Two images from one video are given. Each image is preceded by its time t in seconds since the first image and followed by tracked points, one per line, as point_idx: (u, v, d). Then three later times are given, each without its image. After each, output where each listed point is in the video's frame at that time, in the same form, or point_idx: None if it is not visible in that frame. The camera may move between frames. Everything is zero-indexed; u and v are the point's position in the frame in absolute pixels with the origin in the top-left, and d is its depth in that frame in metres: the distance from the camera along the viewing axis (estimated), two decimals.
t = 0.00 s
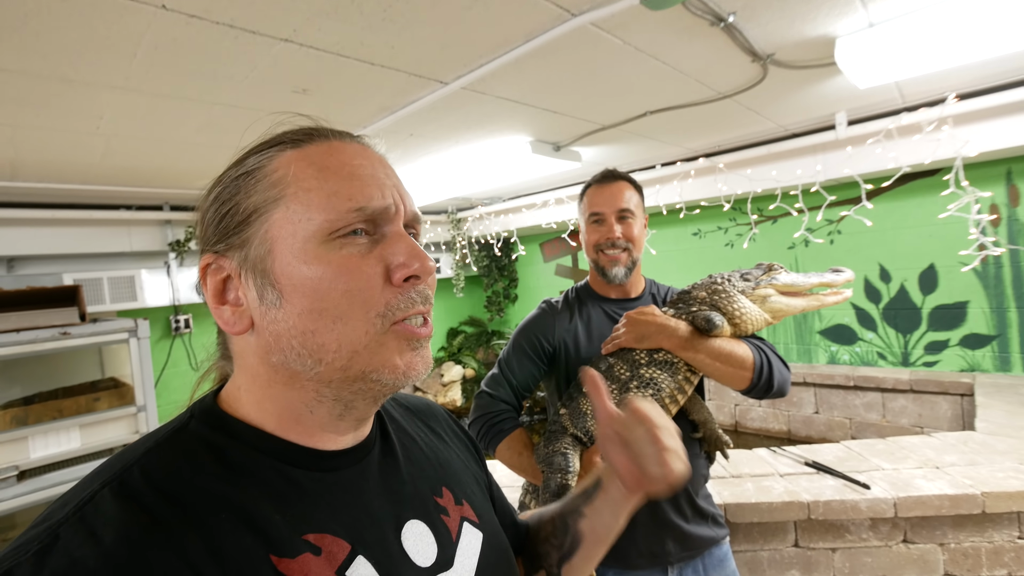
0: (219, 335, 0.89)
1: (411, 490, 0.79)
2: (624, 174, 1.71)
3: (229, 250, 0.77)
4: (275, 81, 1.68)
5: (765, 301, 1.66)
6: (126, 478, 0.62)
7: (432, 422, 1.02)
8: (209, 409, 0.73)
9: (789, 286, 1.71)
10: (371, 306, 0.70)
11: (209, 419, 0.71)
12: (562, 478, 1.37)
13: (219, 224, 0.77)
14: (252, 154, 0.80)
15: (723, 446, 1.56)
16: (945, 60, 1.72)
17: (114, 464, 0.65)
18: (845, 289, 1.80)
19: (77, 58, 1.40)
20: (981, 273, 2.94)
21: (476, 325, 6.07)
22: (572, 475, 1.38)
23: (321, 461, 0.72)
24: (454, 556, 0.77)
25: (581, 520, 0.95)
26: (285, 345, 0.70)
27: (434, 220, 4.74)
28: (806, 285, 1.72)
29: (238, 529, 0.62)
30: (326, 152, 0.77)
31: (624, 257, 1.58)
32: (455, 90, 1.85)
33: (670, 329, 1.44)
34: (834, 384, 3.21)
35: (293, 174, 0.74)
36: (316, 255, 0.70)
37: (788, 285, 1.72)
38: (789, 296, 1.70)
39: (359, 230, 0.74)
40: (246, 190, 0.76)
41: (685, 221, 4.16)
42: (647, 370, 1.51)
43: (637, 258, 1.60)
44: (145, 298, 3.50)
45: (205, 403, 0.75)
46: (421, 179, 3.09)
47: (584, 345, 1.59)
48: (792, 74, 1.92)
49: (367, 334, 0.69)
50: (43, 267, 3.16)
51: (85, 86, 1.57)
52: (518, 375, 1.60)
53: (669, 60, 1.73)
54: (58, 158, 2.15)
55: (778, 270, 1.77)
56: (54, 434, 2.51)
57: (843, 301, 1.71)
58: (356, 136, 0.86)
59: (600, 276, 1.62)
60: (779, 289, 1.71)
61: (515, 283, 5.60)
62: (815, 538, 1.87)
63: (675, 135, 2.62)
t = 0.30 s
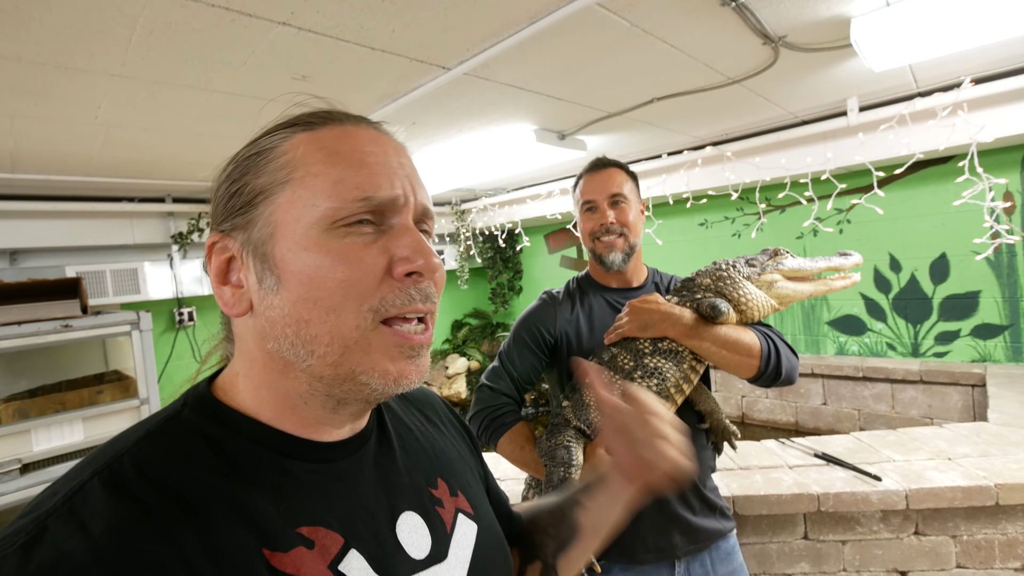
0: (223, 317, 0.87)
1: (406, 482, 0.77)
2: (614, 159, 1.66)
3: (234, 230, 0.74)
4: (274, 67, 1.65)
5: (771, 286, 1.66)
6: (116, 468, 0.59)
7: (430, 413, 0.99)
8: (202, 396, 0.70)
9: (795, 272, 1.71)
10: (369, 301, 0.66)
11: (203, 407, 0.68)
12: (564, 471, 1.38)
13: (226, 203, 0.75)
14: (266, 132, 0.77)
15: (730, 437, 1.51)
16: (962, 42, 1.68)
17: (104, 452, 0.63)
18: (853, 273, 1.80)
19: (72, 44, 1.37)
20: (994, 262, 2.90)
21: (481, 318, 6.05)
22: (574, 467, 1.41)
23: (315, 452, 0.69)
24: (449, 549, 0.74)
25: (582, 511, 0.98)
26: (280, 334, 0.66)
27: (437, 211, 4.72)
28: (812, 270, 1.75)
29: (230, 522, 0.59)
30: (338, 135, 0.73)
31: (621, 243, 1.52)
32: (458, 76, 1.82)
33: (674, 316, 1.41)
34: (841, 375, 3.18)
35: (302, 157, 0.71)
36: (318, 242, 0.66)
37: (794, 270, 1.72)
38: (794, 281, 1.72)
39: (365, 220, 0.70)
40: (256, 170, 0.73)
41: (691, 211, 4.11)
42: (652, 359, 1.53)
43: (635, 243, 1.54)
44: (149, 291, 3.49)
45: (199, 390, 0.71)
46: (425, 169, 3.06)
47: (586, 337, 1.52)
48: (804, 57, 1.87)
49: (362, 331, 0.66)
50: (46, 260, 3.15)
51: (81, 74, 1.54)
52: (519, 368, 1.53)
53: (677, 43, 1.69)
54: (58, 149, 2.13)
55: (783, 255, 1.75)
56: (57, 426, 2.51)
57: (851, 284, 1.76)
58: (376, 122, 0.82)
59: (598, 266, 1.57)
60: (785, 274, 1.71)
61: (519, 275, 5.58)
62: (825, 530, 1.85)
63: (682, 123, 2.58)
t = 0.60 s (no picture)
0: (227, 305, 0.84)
1: (409, 477, 0.76)
2: (600, 156, 1.65)
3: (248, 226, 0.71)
4: (275, 62, 1.64)
5: (760, 278, 1.66)
6: (114, 465, 0.57)
7: (433, 410, 0.98)
8: (201, 392, 0.68)
9: (783, 263, 1.72)
10: (383, 320, 0.65)
11: (202, 402, 0.66)
12: (560, 467, 1.34)
13: (243, 197, 0.71)
14: (292, 125, 0.73)
15: (723, 428, 1.53)
16: (961, 36, 1.69)
17: (100, 448, 0.61)
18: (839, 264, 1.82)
19: (70, 38, 1.36)
20: (989, 255, 2.93)
21: (482, 314, 6.05)
22: (570, 464, 1.35)
23: (317, 447, 0.68)
24: (453, 543, 0.74)
25: (596, 563, 0.93)
26: (288, 343, 0.64)
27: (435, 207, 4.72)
28: (800, 262, 1.75)
29: (230, 519, 0.58)
30: (369, 142, 0.70)
31: (614, 237, 1.50)
32: (463, 72, 1.82)
33: (666, 309, 1.42)
34: (840, 367, 3.21)
35: (328, 161, 0.67)
36: (336, 254, 0.64)
37: (782, 262, 1.73)
38: (782, 273, 1.72)
39: (387, 234, 0.67)
40: (278, 167, 0.69)
41: (692, 206, 4.13)
42: (644, 353, 1.45)
43: (627, 237, 1.53)
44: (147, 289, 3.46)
45: (199, 385, 0.69)
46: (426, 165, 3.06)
47: (578, 332, 1.53)
48: (805, 52, 1.88)
49: (374, 348, 0.64)
50: (42, 259, 3.13)
51: (79, 69, 1.53)
52: (512, 364, 1.52)
53: (677, 37, 1.70)
54: (54, 145, 2.11)
55: (772, 247, 1.76)
56: (57, 427, 2.49)
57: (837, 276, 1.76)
58: (406, 125, 0.78)
59: (592, 262, 1.54)
60: (774, 266, 1.71)
61: (521, 271, 5.59)
62: (823, 519, 1.88)
63: (683, 118, 2.59)
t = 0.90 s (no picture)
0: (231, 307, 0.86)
1: (413, 479, 0.78)
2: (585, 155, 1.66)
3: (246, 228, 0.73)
4: (273, 63, 1.66)
5: (740, 280, 1.69)
6: (120, 468, 0.59)
7: (439, 410, 0.99)
8: (207, 395, 0.69)
9: (762, 266, 1.73)
10: (383, 315, 0.66)
11: (207, 405, 0.68)
12: (547, 470, 1.36)
13: (239, 199, 0.73)
14: (285, 127, 0.75)
15: (702, 425, 1.56)
16: (945, 38, 1.73)
17: (107, 451, 0.62)
18: (814, 267, 1.83)
19: (72, 40, 1.38)
20: (977, 251, 2.97)
21: (479, 312, 6.07)
22: (557, 466, 1.37)
23: (322, 451, 0.69)
24: (458, 545, 0.75)
25: (615, 555, 0.95)
26: (290, 341, 0.66)
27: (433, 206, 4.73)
28: (778, 264, 1.76)
29: (234, 522, 0.59)
30: (361, 139, 0.72)
31: (599, 238, 1.53)
32: (457, 72, 1.84)
33: (651, 312, 1.43)
34: (833, 364, 3.25)
35: (322, 159, 0.69)
36: (333, 251, 0.65)
37: (760, 264, 1.74)
38: (761, 275, 1.74)
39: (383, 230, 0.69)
40: (272, 168, 0.71)
41: (686, 204, 4.16)
42: (630, 354, 1.48)
43: (611, 237, 1.56)
44: (145, 288, 3.48)
45: (203, 388, 0.71)
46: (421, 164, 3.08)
47: (563, 332, 1.55)
48: (795, 53, 1.91)
49: (375, 344, 0.66)
50: (39, 258, 3.13)
51: (80, 70, 1.54)
52: (496, 364, 1.52)
53: (670, 39, 1.72)
54: (53, 146, 2.12)
55: (750, 250, 1.77)
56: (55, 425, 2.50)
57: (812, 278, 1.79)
58: (398, 122, 0.80)
59: (579, 261, 1.55)
60: (752, 268, 1.73)
61: (517, 269, 5.61)
62: (815, 513, 1.91)
63: (677, 117, 2.61)
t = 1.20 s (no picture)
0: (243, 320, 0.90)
1: (420, 488, 0.80)
2: (580, 162, 1.65)
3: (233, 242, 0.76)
4: (273, 69, 1.68)
5: (724, 290, 1.72)
6: (133, 476, 0.62)
7: (447, 419, 1.01)
8: (217, 406, 0.73)
9: (745, 275, 1.78)
10: (355, 318, 0.66)
11: (218, 416, 0.71)
12: (541, 480, 1.37)
13: (227, 215, 0.77)
14: (265, 144, 0.79)
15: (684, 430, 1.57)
16: (934, 49, 1.76)
17: (122, 461, 0.66)
18: (791, 278, 1.90)
19: (77, 47, 1.39)
20: (969, 257, 3.01)
21: (476, 313, 6.08)
22: (551, 476, 1.38)
23: (329, 462, 0.71)
24: (464, 555, 0.77)
25: (623, 569, 0.97)
26: (272, 348, 0.68)
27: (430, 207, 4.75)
28: (760, 274, 1.82)
29: (244, 532, 0.62)
30: (329, 147, 0.74)
31: (594, 247, 1.55)
32: (455, 79, 1.86)
33: (641, 320, 1.47)
34: (826, 367, 3.28)
35: (292, 170, 0.72)
36: (304, 258, 0.67)
37: (744, 274, 1.79)
38: (745, 284, 1.78)
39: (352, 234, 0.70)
40: (251, 183, 0.75)
41: (682, 208, 4.19)
42: (621, 363, 1.50)
43: (602, 247, 1.59)
44: (144, 288, 3.50)
45: (214, 398, 0.74)
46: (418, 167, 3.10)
47: (550, 337, 1.55)
48: (788, 62, 1.94)
49: (350, 348, 0.66)
50: (37, 257, 3.13)
51: (83, 75, 1.56)
52: (483, 370, 1.50)
53: (666, 48, 1.75)
54: (53, 147, 2.13)
55: (734, 259, 1.81)
56: (53, 424, 2.51)
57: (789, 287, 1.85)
58: (373, 126, 0.82)
59: (574, 269, 1.56)
60: (736, 278, 1.77)
61: (514, 271, 5.64)
62: (805, 514, 1.94)
63: (673, 123, 2.64)
